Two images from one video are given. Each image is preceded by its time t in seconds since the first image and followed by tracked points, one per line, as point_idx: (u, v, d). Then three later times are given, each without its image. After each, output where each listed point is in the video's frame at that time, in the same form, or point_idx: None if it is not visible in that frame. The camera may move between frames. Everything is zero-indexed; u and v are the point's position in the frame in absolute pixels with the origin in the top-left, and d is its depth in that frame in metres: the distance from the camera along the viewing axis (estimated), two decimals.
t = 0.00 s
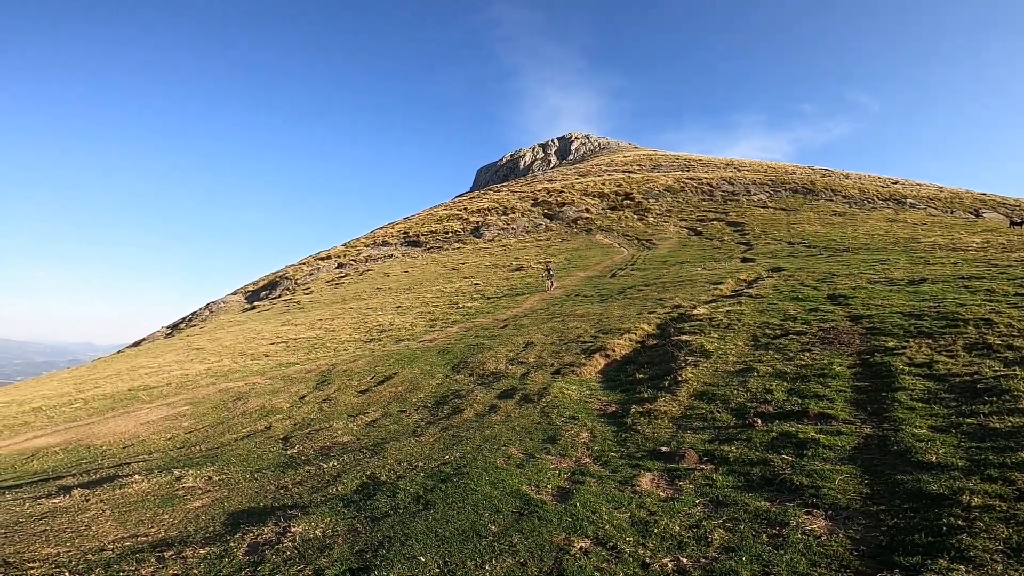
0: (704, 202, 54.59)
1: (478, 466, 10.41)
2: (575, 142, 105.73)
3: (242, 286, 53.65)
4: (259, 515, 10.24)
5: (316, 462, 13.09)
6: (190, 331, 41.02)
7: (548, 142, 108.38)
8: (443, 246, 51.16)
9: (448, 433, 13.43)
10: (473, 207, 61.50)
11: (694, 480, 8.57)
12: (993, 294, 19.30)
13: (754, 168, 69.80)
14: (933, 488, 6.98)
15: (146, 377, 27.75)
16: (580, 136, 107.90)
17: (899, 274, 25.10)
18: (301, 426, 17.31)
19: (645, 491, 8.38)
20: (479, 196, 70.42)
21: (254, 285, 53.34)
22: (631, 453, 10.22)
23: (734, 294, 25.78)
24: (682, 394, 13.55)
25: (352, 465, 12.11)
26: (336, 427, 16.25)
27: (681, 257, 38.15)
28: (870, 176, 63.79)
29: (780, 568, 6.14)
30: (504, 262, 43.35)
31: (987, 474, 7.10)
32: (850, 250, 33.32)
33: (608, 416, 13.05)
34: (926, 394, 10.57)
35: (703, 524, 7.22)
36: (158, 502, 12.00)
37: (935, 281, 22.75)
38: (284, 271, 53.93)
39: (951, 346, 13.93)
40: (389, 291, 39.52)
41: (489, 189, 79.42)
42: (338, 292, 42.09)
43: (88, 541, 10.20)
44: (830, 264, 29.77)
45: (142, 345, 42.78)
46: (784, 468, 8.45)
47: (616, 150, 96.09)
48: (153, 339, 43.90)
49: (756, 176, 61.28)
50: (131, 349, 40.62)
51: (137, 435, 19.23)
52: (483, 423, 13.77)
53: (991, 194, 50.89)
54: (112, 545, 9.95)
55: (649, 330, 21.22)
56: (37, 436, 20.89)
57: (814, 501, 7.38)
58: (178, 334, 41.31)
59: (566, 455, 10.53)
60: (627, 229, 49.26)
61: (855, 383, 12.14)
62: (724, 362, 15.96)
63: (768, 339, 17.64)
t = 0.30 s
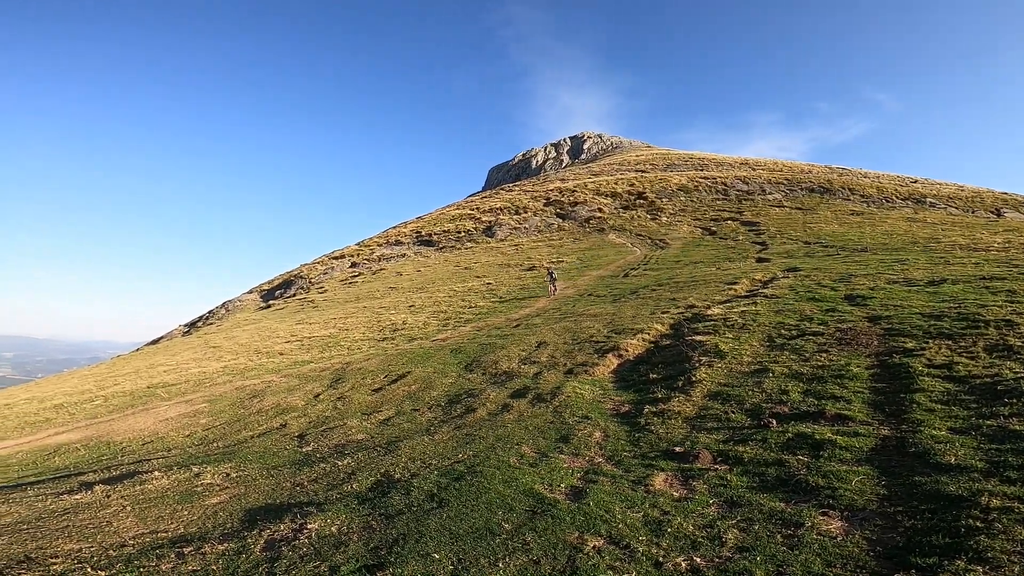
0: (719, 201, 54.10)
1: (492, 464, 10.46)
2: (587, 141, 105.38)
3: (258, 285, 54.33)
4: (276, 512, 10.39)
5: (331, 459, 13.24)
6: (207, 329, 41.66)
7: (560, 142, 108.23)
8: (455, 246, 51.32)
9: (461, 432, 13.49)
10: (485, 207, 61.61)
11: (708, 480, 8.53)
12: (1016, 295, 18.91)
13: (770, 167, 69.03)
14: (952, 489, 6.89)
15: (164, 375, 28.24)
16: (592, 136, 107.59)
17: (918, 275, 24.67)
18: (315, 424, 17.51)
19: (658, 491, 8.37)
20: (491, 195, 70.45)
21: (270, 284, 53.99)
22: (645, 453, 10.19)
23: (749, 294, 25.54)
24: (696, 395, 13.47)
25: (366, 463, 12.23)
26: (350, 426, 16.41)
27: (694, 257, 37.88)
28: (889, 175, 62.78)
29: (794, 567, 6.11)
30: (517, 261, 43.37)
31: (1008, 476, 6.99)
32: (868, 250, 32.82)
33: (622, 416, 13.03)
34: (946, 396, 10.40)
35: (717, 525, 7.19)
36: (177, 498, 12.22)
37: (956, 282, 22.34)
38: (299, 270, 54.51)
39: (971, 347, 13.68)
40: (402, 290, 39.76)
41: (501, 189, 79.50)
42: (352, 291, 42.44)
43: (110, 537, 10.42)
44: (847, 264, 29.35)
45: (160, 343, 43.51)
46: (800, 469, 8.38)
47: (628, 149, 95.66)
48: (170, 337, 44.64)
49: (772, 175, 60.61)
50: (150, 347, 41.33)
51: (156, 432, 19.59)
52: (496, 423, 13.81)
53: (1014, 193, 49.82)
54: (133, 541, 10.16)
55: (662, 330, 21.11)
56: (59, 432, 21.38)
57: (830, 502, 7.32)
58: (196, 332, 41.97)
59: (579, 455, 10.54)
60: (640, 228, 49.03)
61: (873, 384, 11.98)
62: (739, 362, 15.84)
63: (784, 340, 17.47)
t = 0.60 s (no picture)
0: (737, 201, 53.42)
1: (506, 463, 10.47)
2: (603, 140, 104.79)
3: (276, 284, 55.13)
4: (293, 509, 10.52)
5: (347, 457, 13.37)
6: (227, 327, 42.39)
7: (576, 142, 107.94)
8: (471, 245, 51.49)
9: (476, 431, 13.51)
10: (501, 207, 61.68)
11: (724, 482, 8.42)
12: None
13: (789, 166, 67.97)
14: (975, 493, 6.72)
15: (186, 372, 28.80)
16: (608, 135, 107.08)
17: (943, 276, 24.07)
18: (332, 422, 17.71)
19: (674, 492, 8.28)
20: (507, 195, 70.42)
21: (288, 283, 54.76)
22: (660, 453, 10.10)
23: (768, 295, 25.17)
24: (713, 396, 13.30)
25: (382, 461, 12.33)
26: (366, 424, 16.56)
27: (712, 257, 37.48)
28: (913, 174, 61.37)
29: (812, 570, 6.01)
30: (532, 261, 43.35)
31: None
32: (891, 251, 32.13)
33: (637, 417, 12.93)
34: (971, 399, 10.12)
35: (733, 526, 7.10)
36: (197, 494, 12.44)
37: (983, 283, 21.75)
38: (316, 269, 55.19)
39: (999, 350, 13.31)
40: (418, 289, 40.00)
41: (517, 188, 79.51)
42: (368, 290, 42.82)
43: (131, 533, 10.64)
44: (870, 265, 28.75)
45: (181, 340, 44.40)
46: (819, 472, 8.23)
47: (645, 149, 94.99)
48: (192, 335, 45.55)
49: (792, 174, 59.66)
50: (172, 344, 42.20)
51: (178, 428, 19.99)
52: (511, 422, 13.81)
53: None
54: (154, 536, 10.36)
55: (679, 330, 20.92)
56: (84, 428, 21.92)
57: (849, 505, 7.18)
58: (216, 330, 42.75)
59: (594, 455, 10.48)
60: (656, 228, 48.63)
61: (895, 386, 11.71)
62: (757, 363, 15.61)
63: (804, 341, 17.17)
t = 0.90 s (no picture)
0: (763, 200, 52.45)
1: (526, 463, 10.45)
2: (625, 139, 103.85)
3: (301, 283, 56.13)
4: (315, 505, 10.68)
5: (369, 455, 13.52)
6: (253, 325, 43.33)
7: (597, 142, 107.43)
8: (492, 245, 51.64)
9: (496, 431, 13.52)
10: (522, 207, 61.71)
11: (748, 485, 8.25)
12: None
13: (818, 165, 66.45)
14: (1012, 498, 6.45)
15: (214, 369, 29.51)
16: (630, 135, 106.37)
17: (981, 277, 23.21)
18: (355, 420, 17.93)
19: (695, 494, 8.15)
20: (528, 195, 70.43)
21: (313, 282, 55.72)
22: (682, 455, 9.95)
23: (795, 296, 24.63)
24: (737, 398, 13.07)
25: (402, 459, 12.43)
26: (387, 422, 16.72)
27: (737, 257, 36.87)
28: (948, 173, 59.38)
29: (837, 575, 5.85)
30: (553, 261, 43.25)
31: None
32: (925, 251, 31.12)
33: (659, 418, 12.77)
34: (1009, 404, 9.73)
35: (755, 530, 6.95)
36: (223, 490, 12.73)
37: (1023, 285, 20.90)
38: (340, 268, 56.02)
39: None
40: (440, 289, 40.28)
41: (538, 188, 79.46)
42: (391, 289, 43.30)
43: (160, 527, 10.93)
44: (902, 266, 27.92)
45: (210, 338, 45.55)
46: (847, 476, 8.00)
47: (668, 148, 94.05)
48: (220, 333, 46.68)
49: (820, 174, 58.32)
50: (201, 342, 43.32)
51: (206, 424, 20.49)
52: (531, 422, 13.78)
53: None
54: (182, 531, 10.63)
55: (702, 332, 20.62)
56: (118, 423, 22.63)
57: (878, 509, 6.97)
58: (243, 328, 43.74)
59: (615, 456, 10.38)
60: (679, 228, 48.04)
61: (928, 390, 11.33)
62: (783, 366, 15.28)
63: (832, 344, 16.74)
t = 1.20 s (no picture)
0: (798, 199, 50.99)
1: (554, 463, 10.37)
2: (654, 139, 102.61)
3: (333, 283, 57.28)
4: (345, 502, 10.84)
5: (398, 452, 13.67)
6: (287, 324, 44.43)
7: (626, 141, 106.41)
8: (520, 245, 51.66)
9: (523, 430, 13.47)
10: (549, 207, 61.57)
11: (782, 488, 8.00)
12: None
13: (856, 163, 64.27)
14: None
15: (250, 366, 30.36)
16: (659, 134, 105.08)
17: None
18: (384, 417, 18.17)
19: (727, 497, 7.95)
20: (556, 195, 70.24)
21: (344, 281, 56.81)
22: (713, 457, 9.72)
23: (833, 297, 23.83)
24: (772, 400, 12.69)
25: (430, 457, 12.51)
26: (416, 420, 16.88)
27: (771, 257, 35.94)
28: (998, 170, 56.60)
29: None
30: (581, 261, 42.99)
31: None
32: (972, 251, 29.72)
33: (690, 420, 12.51)
34: None
35: (789, 533, 6.73)
36: (257, 485, 13.05)
37: None
38: (370, 268, 56.96)
39: None
40: (468, 289, 40.51)
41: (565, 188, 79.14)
42: (419, 289, 43.77)
43: (198, 520, 11.28)
44: (948, 266, 26.71)
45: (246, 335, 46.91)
46: (888, 481, 7.67)
47: (698, 147, 92.46)
48: (256, 331, 48.03)
49: (859, 172, 56.38)
50: (237, 340, 44.64)
51: (242, 420, 21.09)
52: (559, 422, 13.69)
53: None
54: (218, 524, 10.94)
55: (735, 333, 20.14)
56: (159, 418, 23.50)
57: (919, 515, 6.67)
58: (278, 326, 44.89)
59: (644, 457, 10.21)
60: (711, 228, 47.12)
61: (976, 394, 10.78)
62: (821, 368, 14.77)
63: (873, 346, 16.11)
